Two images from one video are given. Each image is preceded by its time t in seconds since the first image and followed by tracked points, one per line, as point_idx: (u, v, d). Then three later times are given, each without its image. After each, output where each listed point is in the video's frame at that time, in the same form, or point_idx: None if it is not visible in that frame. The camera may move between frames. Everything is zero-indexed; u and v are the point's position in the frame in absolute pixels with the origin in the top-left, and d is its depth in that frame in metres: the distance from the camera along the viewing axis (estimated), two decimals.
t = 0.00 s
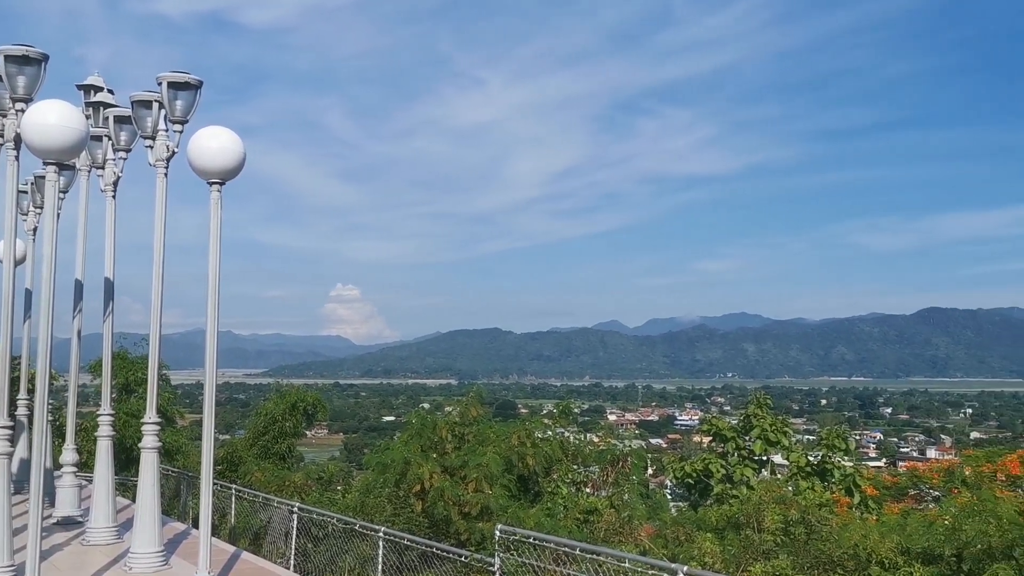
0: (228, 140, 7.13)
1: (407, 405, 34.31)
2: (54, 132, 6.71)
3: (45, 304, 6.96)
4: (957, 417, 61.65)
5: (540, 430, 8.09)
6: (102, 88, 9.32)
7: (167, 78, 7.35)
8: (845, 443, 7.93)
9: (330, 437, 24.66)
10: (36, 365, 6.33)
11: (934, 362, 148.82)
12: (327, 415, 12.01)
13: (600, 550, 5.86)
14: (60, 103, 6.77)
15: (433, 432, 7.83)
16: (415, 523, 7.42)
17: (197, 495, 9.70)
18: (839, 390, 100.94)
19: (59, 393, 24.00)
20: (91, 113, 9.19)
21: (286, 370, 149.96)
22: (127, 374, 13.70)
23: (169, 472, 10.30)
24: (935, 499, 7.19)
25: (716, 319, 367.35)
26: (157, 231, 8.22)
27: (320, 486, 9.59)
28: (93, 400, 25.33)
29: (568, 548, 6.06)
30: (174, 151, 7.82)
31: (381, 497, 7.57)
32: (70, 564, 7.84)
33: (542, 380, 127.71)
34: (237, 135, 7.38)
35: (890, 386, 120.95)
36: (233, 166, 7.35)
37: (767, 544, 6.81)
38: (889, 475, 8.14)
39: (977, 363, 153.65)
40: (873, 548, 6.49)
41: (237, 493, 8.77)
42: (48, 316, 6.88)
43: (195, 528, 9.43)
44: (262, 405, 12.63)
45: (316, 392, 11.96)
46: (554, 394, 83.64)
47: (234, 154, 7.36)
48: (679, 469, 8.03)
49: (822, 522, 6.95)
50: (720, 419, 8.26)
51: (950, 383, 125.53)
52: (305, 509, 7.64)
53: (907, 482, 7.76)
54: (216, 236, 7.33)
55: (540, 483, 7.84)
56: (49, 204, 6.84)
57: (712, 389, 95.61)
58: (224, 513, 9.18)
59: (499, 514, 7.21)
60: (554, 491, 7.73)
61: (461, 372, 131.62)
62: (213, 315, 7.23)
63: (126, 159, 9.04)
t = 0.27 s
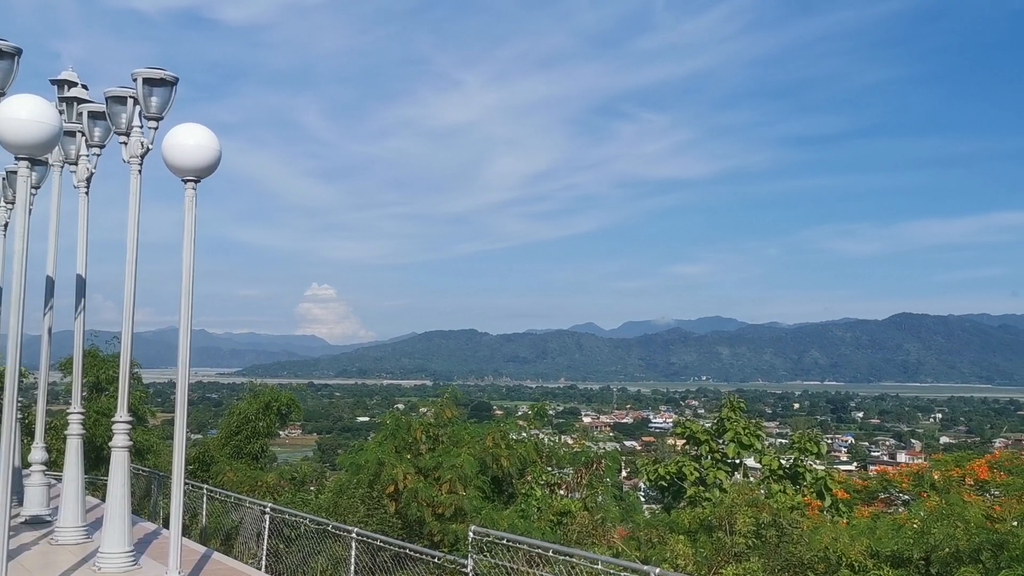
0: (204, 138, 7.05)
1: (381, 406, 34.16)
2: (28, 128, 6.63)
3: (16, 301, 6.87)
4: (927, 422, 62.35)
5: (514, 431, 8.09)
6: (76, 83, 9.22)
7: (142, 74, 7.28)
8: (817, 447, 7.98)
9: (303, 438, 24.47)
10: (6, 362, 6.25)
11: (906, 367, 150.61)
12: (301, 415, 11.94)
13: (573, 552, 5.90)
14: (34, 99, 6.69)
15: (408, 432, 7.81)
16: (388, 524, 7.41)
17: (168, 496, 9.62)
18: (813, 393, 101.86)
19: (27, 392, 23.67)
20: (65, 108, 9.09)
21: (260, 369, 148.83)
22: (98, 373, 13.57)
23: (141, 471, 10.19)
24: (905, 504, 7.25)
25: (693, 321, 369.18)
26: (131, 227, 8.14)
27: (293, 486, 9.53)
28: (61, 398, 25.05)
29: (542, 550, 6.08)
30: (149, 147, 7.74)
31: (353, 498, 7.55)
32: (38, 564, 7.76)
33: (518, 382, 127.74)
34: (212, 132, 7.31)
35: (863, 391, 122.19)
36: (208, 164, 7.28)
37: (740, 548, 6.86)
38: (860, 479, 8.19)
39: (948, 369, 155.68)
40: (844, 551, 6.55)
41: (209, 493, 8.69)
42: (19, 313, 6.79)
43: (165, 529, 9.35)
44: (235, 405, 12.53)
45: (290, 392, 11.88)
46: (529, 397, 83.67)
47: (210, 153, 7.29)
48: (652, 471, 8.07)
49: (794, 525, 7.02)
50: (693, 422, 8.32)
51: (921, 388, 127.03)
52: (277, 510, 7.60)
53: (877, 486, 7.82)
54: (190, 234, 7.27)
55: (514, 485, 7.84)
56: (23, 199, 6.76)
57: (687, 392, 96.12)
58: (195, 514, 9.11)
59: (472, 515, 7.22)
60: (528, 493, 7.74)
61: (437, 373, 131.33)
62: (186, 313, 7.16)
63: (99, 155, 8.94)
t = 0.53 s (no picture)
0: (174, 137, 6.99)
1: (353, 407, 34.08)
2: None
3: None
4: (895, 424, 63.27)
5: (486, 433, 8.08)
6: (45, 79, 9.10)
7: (112, 71, 7.20)
8: (788, 449, 8.02)
9: (276, 438, 24.32)
10: None
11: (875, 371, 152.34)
12: (273, 416, 11.85)
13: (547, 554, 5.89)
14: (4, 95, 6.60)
15: (380, 434, 7.78)
16: (360, 526, 7.37)
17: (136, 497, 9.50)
18: (783, 397, 102.78)
19: None
20: (34, 104, 8.98)
21: (232, 370, 147.57)
22: (65, 373, 13.42)
23: (108, 473, 10.06)
24: (872, 505, 7.32)
25: (668, 324, 370.75)
26: (99, 226, 8.05)
27: (264, 487, 9.47)
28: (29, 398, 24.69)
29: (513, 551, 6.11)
30: (119, 145, 7.65)
31: (324, 500, 7.51)
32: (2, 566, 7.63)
33: (491, 384, 127.74)
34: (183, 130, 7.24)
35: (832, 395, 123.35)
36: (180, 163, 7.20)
37: (709, 549, 6.91)
38: (829, 481, 8.24)
39: (916, 373, 157.49)
40: (814, 552, 6.62)
41: (178, 495, 8.60)
42: None
43: (134, 530, 9.25)
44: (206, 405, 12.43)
45: (262, 393, 11.81)
46: (502, 398, 83.74)
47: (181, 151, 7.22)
48: (625, 473, 8.09)
49: (765, 526, 7.08)
50: (664, 424, 8.36)
51: (890, 391, 128.61)
52: (247, 512, 7.54)
53: (846, 488, 7.87)
54: (160, 234, 7.19)
55: (486, 487, 7.84)
56: None
57: (660, 395, 96.61)
58: (163, 515, 9.02)
59: (444, 518, 7.21)
60: (500, 494, 7.73)
61: (410, 375, 130.96)
62: (156, 313, 7.09)
63: (68, 153, 8.83)
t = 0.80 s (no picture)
0: (138, 135, 6.90)
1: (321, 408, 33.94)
2: None
3: None
4: (861, 425, 64.06)
5: (455, 435, 8.05)
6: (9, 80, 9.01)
7: (75, 69, 7.11)
8: (754, 450, 8.08)
9: (242, 440, 24.13)
10: None
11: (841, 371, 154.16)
12: (240, 418, 11.73)
13: (515, 556, 5.89)
14: None
15: (349, 436, 7.74)
16: (327, 529, 7.34)
17: (100, 500, 9.38)
18: (749, 398, 103.73)
19: None
20: None
21: (198, 372, 146.27)
22: (28, 374, 13.25)
23: (71, 475, 9.91)
24: (837, 506, 7.39)
25: (641, 326, 372.54)
26: (62, 227, 7.94)
27: (230, 490, 9.39)
28: None
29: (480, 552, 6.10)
30: (82, 145, 7.58)
31: (291, 502, 7.48)
32: None
33: (460, 386, 127.61)
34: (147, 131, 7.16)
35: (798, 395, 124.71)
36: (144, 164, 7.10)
37: (676, 549, 6.96)
38: (795, 482, 8.31)
39: (881, 374, 159.55)
40: (778, 554, 6.68)
41: (142, 499, 8.50)
42: None
43: (97, 535, 9.12)
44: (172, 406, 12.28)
45: (229, 395, 11.69)
46: (472, 400, 83.75)
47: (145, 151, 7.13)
48: (594, 474, 8.10)
49: (730, 528, 7.13)
50: (633, 426, 8.40)
51: (857, 392, 130.20)
52: (212, 514, 7.46)
53: (811, 488, 7.94)
54: (125, 235, 7.13)
55: (455, 489, 7.82)
56: None
57: (629, 397, 97.15)
58: (127, 518, 8.92)
59: (413, 519, 7.18)
60: (468, 496, 7.73)
61: (379, 376, 130.50)
62: (119, 314, 6.98)
63: (30, 153, 8.70)
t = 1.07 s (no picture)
0: (87, 135, 6.78)
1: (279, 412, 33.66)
2: None
3: None
4: (815, 425, 65.06)
5: (413, 436, 8.02)
6: None
7: (23, 68, 6.97)
8: (710, 450, 8.16)
9: (197, 444, 23.83)
10: None
11: (797, 371, 156.36)
12: (194, 422, 11.62)
13: (473, 560, 5.89)
14: None
15: (305, 439, 7.69)
16: (282, 532, 7.26)
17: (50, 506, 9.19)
18: (707, 398, 104.68)
19: None
20: None
21: (153, 374, 144.00)
22: None
23: (19, 481, 9.71)
24: (791, 504, 7.48)
25: (605, 327, 374.28)
26: (9, 227, 7.77)
27: (184, 495, 9.28)
28: None
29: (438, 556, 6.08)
30: (30, 144, 7.43)
31: (246, 507, 7.39)
32: None
33: (419, 388, 127.20)
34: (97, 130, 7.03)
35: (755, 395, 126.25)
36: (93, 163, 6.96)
37: (633, 550, 7.01)
38: (750, 481, 8.40)
39: (836, 373, 162.12)
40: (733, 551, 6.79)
41: (92, 504, 8.36)
42: None
43: (46, 542, 8.96)
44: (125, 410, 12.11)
45: (183, 398, 11.56)
46: (430, 402, 83.51)
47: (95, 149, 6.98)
48: (552, 476, 8.13)
49: (687, 528, 7.19)
50: (592, 427, 8.43)
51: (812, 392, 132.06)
52: (165, 521, 7.38)
53: (766, 487, 8.03)
54: (73, 236, 6.98)
55: (413, 491, 7.75)
56: None
57: (587, 398, 97.53)
58: (77, 525, 8.75)
59: (370, 522, 7.15)
60: (426, 498, 7.70)
61: (336, 379, 129.55)
62: (68, 316, 6.84)
63: None
